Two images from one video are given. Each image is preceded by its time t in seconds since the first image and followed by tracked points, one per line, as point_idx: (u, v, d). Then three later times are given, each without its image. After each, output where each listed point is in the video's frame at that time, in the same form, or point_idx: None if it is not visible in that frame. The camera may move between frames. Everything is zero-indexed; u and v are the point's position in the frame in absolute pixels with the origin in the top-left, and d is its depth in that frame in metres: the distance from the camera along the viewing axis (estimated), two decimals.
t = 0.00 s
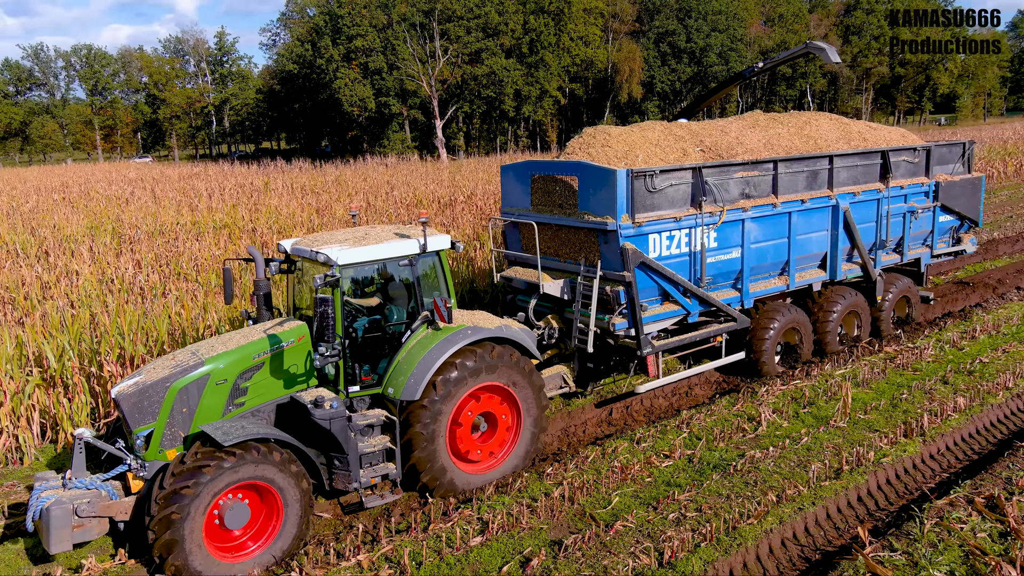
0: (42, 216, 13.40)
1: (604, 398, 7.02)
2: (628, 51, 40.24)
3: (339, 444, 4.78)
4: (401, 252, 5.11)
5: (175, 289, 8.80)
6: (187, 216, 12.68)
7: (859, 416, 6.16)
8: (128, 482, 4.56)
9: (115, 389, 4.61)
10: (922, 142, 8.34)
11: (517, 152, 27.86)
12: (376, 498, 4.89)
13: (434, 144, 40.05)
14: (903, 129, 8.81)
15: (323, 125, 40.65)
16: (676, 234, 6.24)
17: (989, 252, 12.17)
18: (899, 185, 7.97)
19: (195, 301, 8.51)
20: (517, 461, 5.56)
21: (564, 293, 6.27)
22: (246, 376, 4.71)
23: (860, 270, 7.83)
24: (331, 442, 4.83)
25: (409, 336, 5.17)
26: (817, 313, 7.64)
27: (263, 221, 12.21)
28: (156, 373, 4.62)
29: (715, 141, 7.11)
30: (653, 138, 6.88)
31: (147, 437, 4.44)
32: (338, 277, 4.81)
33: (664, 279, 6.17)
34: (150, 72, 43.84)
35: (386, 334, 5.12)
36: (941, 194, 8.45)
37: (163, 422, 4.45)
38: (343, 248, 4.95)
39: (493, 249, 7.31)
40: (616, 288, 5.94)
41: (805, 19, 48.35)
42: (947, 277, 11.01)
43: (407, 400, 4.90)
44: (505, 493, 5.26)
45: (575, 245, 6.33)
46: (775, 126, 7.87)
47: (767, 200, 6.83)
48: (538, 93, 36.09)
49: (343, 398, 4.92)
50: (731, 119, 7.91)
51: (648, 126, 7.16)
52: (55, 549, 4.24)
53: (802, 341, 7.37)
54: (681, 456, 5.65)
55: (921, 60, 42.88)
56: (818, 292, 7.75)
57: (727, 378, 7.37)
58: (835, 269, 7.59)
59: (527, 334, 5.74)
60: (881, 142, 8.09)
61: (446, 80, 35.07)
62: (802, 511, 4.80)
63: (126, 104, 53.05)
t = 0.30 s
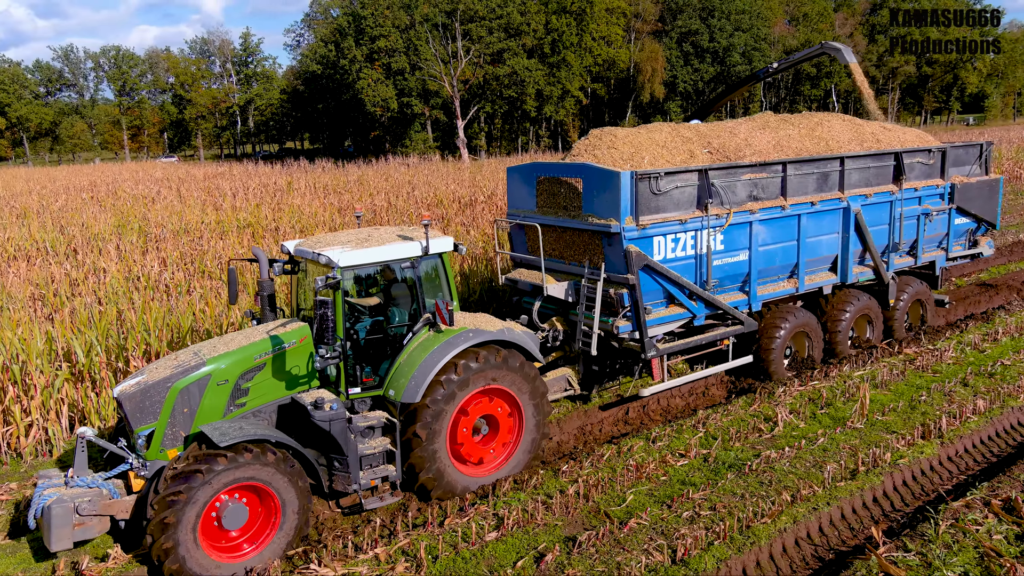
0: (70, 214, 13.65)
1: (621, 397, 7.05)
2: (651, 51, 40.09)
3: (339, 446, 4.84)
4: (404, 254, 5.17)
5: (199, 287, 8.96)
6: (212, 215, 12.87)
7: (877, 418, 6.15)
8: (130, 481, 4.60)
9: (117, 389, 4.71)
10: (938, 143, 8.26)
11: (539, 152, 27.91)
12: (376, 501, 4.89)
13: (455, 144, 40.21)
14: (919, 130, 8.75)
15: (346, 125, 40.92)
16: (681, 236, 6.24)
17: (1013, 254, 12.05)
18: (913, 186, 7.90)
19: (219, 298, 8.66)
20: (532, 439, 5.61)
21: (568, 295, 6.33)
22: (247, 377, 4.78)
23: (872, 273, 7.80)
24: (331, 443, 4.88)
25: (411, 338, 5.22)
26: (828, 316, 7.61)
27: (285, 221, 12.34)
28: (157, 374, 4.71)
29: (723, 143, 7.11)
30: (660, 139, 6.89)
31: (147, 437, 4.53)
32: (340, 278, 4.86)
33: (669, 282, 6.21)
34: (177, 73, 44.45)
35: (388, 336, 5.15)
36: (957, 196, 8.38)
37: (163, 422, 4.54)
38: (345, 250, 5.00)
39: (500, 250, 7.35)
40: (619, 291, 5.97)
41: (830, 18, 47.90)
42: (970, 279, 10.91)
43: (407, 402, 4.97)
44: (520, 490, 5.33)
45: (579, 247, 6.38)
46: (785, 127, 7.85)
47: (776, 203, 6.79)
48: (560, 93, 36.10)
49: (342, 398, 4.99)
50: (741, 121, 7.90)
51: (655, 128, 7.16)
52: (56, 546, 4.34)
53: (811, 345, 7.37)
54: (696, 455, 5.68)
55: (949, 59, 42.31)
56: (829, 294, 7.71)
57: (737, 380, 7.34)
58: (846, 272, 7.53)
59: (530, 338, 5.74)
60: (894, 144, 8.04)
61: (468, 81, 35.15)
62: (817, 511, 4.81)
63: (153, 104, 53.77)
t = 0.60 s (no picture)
0: (94, 213, 13.88)
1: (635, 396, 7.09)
2: (669, 50, 40.00)
3: (335, 448, 4.84)
4: (402, 256, 5.16)
5: (220, 285, 9.11)
6: (232, 214, 13.04)
7: (891, 419, 6.15)
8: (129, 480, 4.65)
9: (117, 389, 4.79)
10: (949, 144, 8.21)
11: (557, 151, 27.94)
12: (372, 502, 4.98)
13: (473, 144, 40.34)
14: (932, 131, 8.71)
15: (364, 125, 41.16)
16: (684, 238, 6.26)
17: None
18: (923, 188, 7.86)
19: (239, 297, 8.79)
20: (534, 410, 5.55)
21: (570, 297, 6.38)
22: (246, 377, 4.85)
23: (880, 276, 7.75)
24: (327, 445, 4.89)
25: (409, 340, 5.21)
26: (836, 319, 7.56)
27: (302, 221, 12.47)
28: (156, 374, 4.79)
29: (728, 144, 7.14)
30: (664, 141, 6.92)
31: (145, 436, 4.61)
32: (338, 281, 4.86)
33: (672, 284, 6.23)
34: (198, 74, 44.94)
35: (386, 338, 5.14)
36: (969, 198, 8.30)
37: (161, 422, 4.62)
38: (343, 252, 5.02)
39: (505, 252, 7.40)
40: (621, 293, 6.00)
41: (851, 17, 47.51)
42: (989, 281, 10.85)
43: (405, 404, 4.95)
44: (534, 487, 5.39)
45: (581, 250, 6.43)
46: (792, 129, 7.85)
47: (780, 205, 6.80)
48: (578, 93, 36.11)
49: (339, 400, 5.00)
50: (748, 122, 7.91)
51: (659, 129, 7.19)
52: (54, 545, 4.36)
53: (817, 351, 7.34)
54: (710, 455, 5.71)
55: (972, 58, 41.86)
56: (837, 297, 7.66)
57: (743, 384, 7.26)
58: (854, 275, 7.49)
59: (529, 340, 5.68)
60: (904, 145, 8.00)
61: (486, 81, 35.22)
62: (829, 511, 4.84)
63: (175, 104, 54.35)
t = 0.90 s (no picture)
0: (114, 213, 14.08)
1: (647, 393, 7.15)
2: (685, 51, 39.91)
3: (330, 447, 4.87)
4: (398, 256, 5.22)
5: (237, 283, 9.25)
6: (249, 214, 13.19)
7: (903, 418, 6.18)
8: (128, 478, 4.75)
9: (115, 386, 4.88)
10: (956, 146, 8.19)
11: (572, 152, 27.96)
12: (367, 503, 5.04)
13: (488, 144, 40.45)
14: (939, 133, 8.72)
15: (380, 125, 41.32)
16: (684, 240, 6.30)
17: None
18: (929, 190, 7.85)
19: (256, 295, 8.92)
20: (518, 386, 5.41)
21: (570, 298, 6.42)
22: (242, 377, 4.93)
23: (886, 278, 7.73)
24: (322, 445, 4.91)
25: (405, 340, 5.24)
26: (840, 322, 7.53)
27: (317, 221, 12.58)
28: (153, 373, 4.88)
29: (730, 146, 7.17)
30: (666, 142, 6.95)
31: (143, 435, 4.71)
32: (333, 282, 4.93)
33: (671, 286, 6.26)
34: (216, 74, 45.32)
35: (383, 337, 5.19)
36: (977, 199, 8.26)
37: (158, 421, 4.71)
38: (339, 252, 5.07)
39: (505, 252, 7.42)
40: (620, 295, 6.06)
41: (868, 16, 47.20)
42: (1005, 282, 10.81)
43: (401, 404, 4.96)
44: (546, 483, 5.47)
45: (581, 251, 6.48)
46: (795, 130, 7.87)
47: (784, 206, 6.79)
48: (593, 93, 36.12)
49: (335, 400, 5.05)
50: (751, 123, 7.93)
51: (660, 130, 7.22)
52: (51, 541, 4.48)
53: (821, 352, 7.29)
54: (721, 452, 5.77)
55: (992, 58, 41.49)
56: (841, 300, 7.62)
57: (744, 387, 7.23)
58: (858, 277, 7.47)
59: (527, 340, 5.72)
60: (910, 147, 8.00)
61: (501, 81, 35.26)
62: (839, 508, 4.88)
63: (193, 104, 54.79)
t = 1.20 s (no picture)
0: (131, 211, 14.27)
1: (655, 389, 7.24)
2: (697, 50, 39.88)
3: (324, 446, 4.93)
4: (393, 256, 5.30)
5: (251, 281, 9.39)
6: (263, 213, 13.35)
7: (910, 416, 6.23)
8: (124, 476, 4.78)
9: (111, 386, 4.93)
10: (959, 147, 8.21)
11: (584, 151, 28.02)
12: (362, 501, 5.04)
13: (499, 144, 40.57)
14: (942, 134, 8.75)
15: (392, 125, 41.51)
16: (681, 240, 6.35)
17: None
18: (930, 190, 7.87)
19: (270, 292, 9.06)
20: (489, 372, 5.32)
21: (568, 299, 6.44)
22: (238, 376, 4.99)
23: (887, 279, 7.76)
24: (317, 443, 4.98)
25: (400, 340, 5.31)
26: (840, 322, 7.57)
27: (329, 221, 12.72)
28: (150, 372, 4.94)
29: (729, 146, 7.23)
30: (665, 143, 7.02)
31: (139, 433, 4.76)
32: (328, 282, 4.99)
33: (668, 286, 6.30)
34: (230, 74, 45.67)
35: (378, 337, 5.25)
36: (980, 200, 8.30)
37: (155, 419, 4.76)
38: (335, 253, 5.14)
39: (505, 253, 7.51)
40: (617, 295, 6.11)
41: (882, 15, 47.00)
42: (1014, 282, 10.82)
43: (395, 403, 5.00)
44: (556, 478, 5.56)
45: (579, 251, 6.54)
46: (796, 130, 7.91)
47: (782, 207, 6.84)
48: (604, 93, 36.15)
49: (329, 399, 5.11)
50: (752, 124, 7.98)
51: (659, 131, 7.30)
52: (47, 537, 4.46)
53: (821, 353, 7.33)
54: (729, 449, 5.84)
55: (1007, 57, 41.23)
56: (841, 300, 7.66)
57: (742, 388, 7.26)
58: (858, 278, 7.51)
59: (523, 341, 5.75)
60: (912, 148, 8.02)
61: (513, 81, 35.34)
62: (845, 503, 4.94)
63: (207, 104, 55.19)
